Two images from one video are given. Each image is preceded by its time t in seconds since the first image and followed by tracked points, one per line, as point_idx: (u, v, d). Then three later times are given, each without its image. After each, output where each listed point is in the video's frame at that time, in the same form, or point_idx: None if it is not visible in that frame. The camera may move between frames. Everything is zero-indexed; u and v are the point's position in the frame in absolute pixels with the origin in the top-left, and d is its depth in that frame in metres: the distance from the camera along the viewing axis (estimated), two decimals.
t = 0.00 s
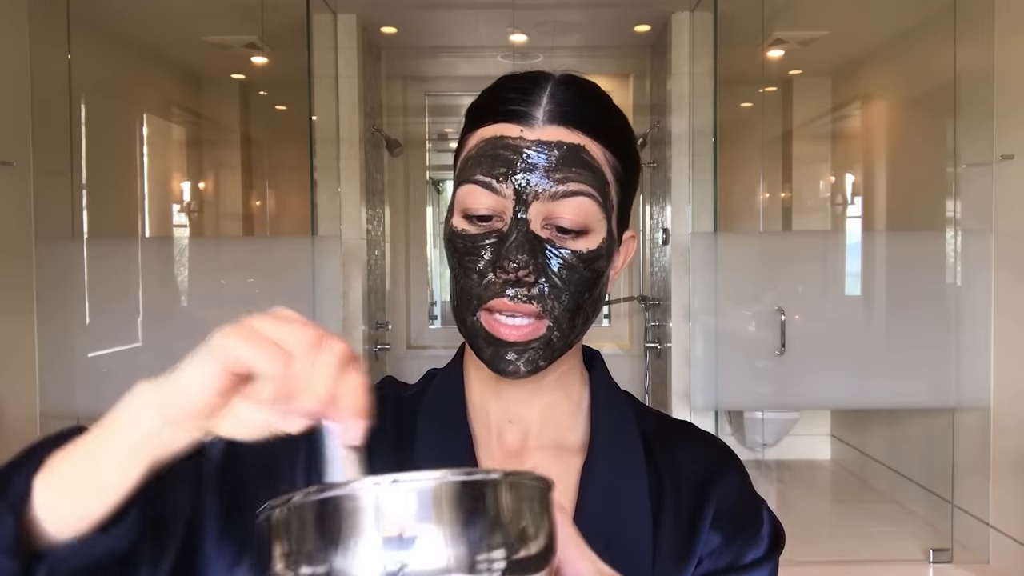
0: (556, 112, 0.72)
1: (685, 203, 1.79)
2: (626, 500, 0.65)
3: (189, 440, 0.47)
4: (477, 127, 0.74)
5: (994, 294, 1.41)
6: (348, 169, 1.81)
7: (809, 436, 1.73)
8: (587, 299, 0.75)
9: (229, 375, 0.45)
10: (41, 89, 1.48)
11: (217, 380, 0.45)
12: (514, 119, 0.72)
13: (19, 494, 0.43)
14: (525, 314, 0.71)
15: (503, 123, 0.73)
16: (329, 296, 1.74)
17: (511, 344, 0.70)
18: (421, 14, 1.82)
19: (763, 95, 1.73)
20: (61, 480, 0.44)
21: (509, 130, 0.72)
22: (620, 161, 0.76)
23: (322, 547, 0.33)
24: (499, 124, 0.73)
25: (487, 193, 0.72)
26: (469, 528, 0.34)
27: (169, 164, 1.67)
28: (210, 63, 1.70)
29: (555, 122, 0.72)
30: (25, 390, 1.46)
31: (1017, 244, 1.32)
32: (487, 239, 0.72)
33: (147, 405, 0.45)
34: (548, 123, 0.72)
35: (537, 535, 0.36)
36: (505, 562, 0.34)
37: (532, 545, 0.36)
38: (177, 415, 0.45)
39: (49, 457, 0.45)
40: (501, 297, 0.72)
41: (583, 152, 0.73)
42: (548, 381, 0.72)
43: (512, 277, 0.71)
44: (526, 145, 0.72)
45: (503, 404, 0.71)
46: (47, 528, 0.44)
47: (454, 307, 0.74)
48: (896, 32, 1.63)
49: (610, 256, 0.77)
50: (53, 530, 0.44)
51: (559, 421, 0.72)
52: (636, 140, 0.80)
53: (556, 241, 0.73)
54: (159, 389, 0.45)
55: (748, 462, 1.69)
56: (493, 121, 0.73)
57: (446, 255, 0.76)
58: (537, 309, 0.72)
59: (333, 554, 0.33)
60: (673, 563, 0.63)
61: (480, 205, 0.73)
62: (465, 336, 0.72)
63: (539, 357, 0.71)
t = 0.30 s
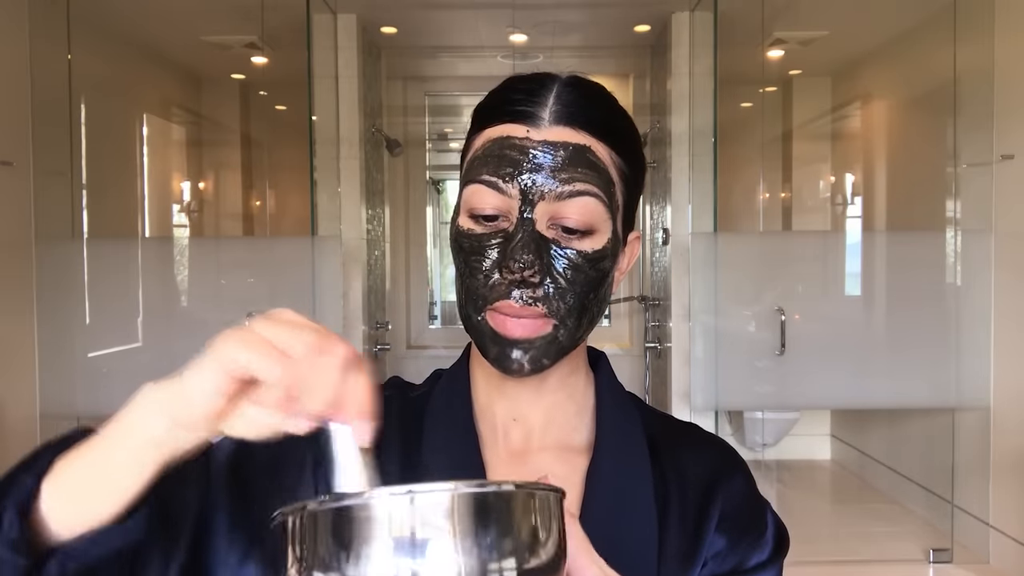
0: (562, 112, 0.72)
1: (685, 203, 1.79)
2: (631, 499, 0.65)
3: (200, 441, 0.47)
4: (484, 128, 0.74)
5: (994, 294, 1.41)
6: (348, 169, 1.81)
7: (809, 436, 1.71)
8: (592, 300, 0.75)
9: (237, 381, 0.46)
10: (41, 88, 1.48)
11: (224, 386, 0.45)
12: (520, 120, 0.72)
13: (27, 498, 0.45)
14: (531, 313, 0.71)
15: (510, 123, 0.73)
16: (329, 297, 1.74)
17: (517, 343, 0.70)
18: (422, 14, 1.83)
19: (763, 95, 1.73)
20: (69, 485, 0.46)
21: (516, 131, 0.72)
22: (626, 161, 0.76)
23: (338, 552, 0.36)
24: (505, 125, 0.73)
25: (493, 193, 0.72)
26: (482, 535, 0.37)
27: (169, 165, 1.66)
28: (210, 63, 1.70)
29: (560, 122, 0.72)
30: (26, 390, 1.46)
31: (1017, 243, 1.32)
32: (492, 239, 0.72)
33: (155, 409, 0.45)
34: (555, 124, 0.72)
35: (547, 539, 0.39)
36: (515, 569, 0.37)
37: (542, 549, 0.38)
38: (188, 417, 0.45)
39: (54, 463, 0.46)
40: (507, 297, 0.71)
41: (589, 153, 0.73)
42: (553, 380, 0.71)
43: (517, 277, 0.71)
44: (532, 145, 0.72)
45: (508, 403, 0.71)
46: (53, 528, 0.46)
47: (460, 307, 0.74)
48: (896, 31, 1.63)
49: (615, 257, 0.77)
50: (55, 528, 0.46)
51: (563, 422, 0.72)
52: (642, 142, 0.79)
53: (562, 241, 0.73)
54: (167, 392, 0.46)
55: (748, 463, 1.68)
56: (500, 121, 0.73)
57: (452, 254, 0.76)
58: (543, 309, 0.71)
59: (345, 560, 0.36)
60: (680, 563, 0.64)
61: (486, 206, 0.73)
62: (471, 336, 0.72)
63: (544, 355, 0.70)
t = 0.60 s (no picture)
0: (549, 112, 0.73)
1: (685, 203, 1.79)
2: (624, 494, 0.65)
3: (214, 437, 0.50)
4: (473, 129, 0.75)
5: (994, 294, 1.42)
6: (348, 169, 1.81)
7: (809, 436, 1.74)
8: (585, 295, 0.74)
9: (244, 383, 0.48)
10: (41, 88, 1.49)
11: (234, 388, 0.48)
12: (508, 120, 0.73)
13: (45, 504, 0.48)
14: (524, 310, 0.71)
15: (499, 123, 0.73)
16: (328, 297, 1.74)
17: (511, 340, 0.70)
18: (421, 14, 1.83)
19: (763, 95, 1.73)
20: (85, 482, 0.49)
21: (504, 131, 0.73)
22: (614, 160, 0.76)
23: (339, 535, 0.40)
24: (494, 125, 0.73)
25: (482, 192, 0.72)
26: (475, 527, 0.40)
27: (169, 165, 1.65)
28: (210, 63, 1.68)
29: (548, 122, 0.72)
30: (26, 390, 1.46)
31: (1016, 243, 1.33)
32: (483, 237, 0.72)
33: (171, 411, 0.48)
34: (542, 123, 0.73)
35: (538, 529, 0.42)
36: (506, 556, 0.40)
37: (532, 538, 0.42)
38: (202, 417, 0.48)
39: (69, 465, 0.50)
40: (499, 294, 0.71)
41: (577, 151, 0.73)
42: (547, 376, 0.72)
43: (509, 274, 0.71)
44: (521, 145, 0.72)
45: (503, 399, 0.71)
46: (79, 533, 0.49)
47: (453, 306, 0.74)
48: (896, 31, 1.62)
49: (606, 254, 0.77)
50: (82, 533, 0.49)
51: (558, 418, 0.72)
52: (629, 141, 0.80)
53: (551, 238, 0.73)
54: (182, 391, 0.48)
55: (748, 462, 1.70)
56: (488, 122, 0.74)
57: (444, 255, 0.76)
58: (536, 305, 0.71)
59: (346, 546, 0.40)
60: (672, 558, 0.63)
61: (477, 205, 0.73)
62: (465, 335, 0.72)
63: (540, 352, 0.70)
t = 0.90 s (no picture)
0: (525, 113, 0.73)
1: (685, 203, 1.79)
2: (606, 484, 0.66)
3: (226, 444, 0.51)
4: (450, 131, 0.75)
5: (994, 294, 1.43)
6: (348, 169, 1.81)
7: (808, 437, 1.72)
8: (565, 291, 0.75)
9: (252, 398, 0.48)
10: (41, 88, 1.49)
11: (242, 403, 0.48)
12: (484, 121, 0.73)
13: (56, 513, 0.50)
14: (504, 307, 0.72)
15: (475, 125, 0.73)
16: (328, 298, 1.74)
17: (492, 336, 0.70)
18: (421, 14, 1.83)
19: (764, 95, 1.72)
20: (94, 488, 0.51)
21: (481, 131, 0.73)
22: (591, 159, 0.76)
23: (308, 524, 0.40)
24: (470, 126, 0.74)
25: (461, 192, 0.73)
26: (443, 514, 0.40)
27: (169, 164, 1.65)
28: (210, 63, 1.69)
29: (523, 122, 0.73)
30: (26, 389, 1.47)
31: (1016, 244, 1.36)
32: (463, 237, 0.73)
33: (181, 423, 0.49)
34: (518, 123, 0.73)
35: (507, 516, 0.43)
36: (476, 543, 0.41)
37: (502, 524, 0.43)
38: (212, 432, 0.49)
39: (76, 473, 0.52)
40: (480, 292, 0.72)
41: (553, 150, 0.73)
42: (528, 371, 0.72)
43: (489, 273, 0.72)
44: (497, 145, 0.72)
45: (487, 395, 0.71)
46: (90, 536, 0.51)
47: (436, 306, 0.74)
48: (896, 31, 1.62)
49: (585, 250, 0.77)
50: (92, 537, 0.51)
51: (540, 413, 0.72)
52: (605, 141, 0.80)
53: (530, 234, 0.73)
54: (194, 404, 0.49)
55: (749, 463, 1.69)
56: (465, 123, 0.74)
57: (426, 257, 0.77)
58: (516, 302, 0.72)
59: (316, 534, 0.40)
60: (651, 548, 0.63)
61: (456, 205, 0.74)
62: (449, 333, 0.73)
63: (520, 347, 0.70)
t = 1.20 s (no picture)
0: (506, 115, 0.73)
1: (685, 203, 1.79)
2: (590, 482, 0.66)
3: (190, 452, 0.49)
4: (432, 133, 0.74)
5: (994, 293, 1.43)
6: (348, 169, 1.81)
7: (809, 436, 1.69)
8: (546, 292, 0.75)
9: (213, 397, 0.47)
10: (41, 88, 1.49)
11: (204, 403, 0.47)
12: (466, 124, 0.73)
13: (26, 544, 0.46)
14: (487, 308, 0.72)
15: (456, 127, 0.73)
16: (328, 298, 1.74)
17: (474, 340, 0.70)
18: (422, 14, 1.82)
19: (763, 95, 1.71)
20: (61, 515, 0.47)
21: (462, 134, 0.72)
22: (572, 161, 0.76)
23: (316, 501, 0.38)
24: (451, 129, 0.73)
25: (444, 196, 0.73)
26: (446, 490, 0.39)
27: (169, 165, 1.64)
28: (210, 63, 1.68)
29: (505, 125, 0.72)
30: (26, 389, 1.47)
31: (1016, 244, 1.35)
32: (446, 240, 0.73)
33: (148, 431, 0.47)
34: (499, 126, 0.72)
35: (508, 494, 0.42)
36: (476, 519, 0.40)
37: (502, 503, 0.41)
38: (177, 436, 0.47)
39: (46, 495, 0.48)
40: (463, 293, 0.73)
41: (534, 153, 0.73)
42: (513, 371, 0.71)
43: (472, 275, 0.72)
44: (479, 148, 0.72)
45: (472, 395, 0.71)
46: (55, 559, 0.47)
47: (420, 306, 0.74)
48: (896, 31, 1.62)
49: (565, 250, 0.78)
50: (58, 561, 0.47)
51: (524, 411, 0.72)
52: (586, 141, 0.80)
53: (512, 238, 0.74)
54: (158, 410, 0.47)
55: (749, 463, 1.69)
56: (446, 126, 0.73)
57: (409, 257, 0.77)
58: (498, 304, 0.72)
59: (325, 509, 0.38)
60: (638, 542, 0.65)
61: (439, 208, 0.74)
62: (432, 334, 0.73)
63: (502, 350, 0.70)
